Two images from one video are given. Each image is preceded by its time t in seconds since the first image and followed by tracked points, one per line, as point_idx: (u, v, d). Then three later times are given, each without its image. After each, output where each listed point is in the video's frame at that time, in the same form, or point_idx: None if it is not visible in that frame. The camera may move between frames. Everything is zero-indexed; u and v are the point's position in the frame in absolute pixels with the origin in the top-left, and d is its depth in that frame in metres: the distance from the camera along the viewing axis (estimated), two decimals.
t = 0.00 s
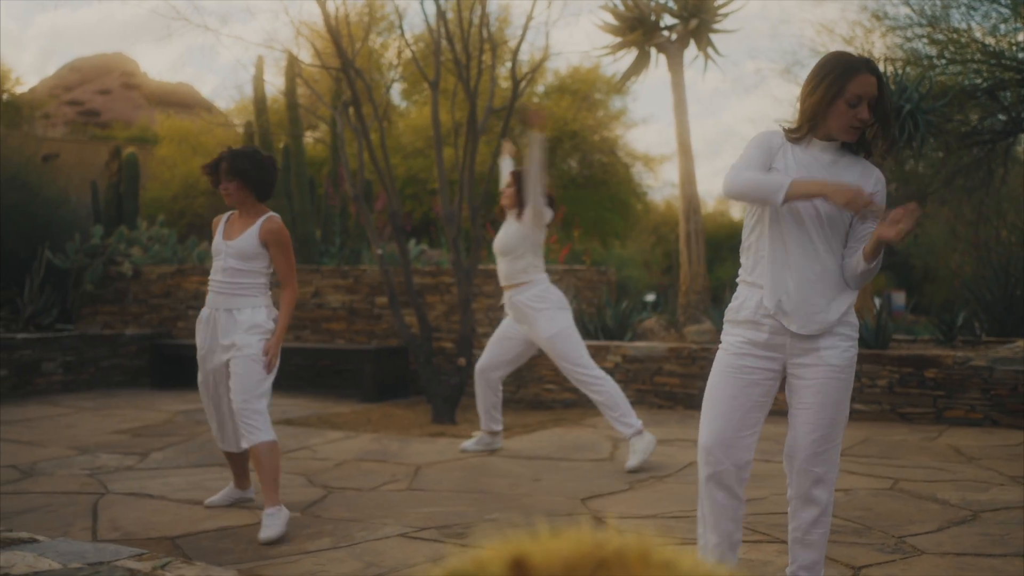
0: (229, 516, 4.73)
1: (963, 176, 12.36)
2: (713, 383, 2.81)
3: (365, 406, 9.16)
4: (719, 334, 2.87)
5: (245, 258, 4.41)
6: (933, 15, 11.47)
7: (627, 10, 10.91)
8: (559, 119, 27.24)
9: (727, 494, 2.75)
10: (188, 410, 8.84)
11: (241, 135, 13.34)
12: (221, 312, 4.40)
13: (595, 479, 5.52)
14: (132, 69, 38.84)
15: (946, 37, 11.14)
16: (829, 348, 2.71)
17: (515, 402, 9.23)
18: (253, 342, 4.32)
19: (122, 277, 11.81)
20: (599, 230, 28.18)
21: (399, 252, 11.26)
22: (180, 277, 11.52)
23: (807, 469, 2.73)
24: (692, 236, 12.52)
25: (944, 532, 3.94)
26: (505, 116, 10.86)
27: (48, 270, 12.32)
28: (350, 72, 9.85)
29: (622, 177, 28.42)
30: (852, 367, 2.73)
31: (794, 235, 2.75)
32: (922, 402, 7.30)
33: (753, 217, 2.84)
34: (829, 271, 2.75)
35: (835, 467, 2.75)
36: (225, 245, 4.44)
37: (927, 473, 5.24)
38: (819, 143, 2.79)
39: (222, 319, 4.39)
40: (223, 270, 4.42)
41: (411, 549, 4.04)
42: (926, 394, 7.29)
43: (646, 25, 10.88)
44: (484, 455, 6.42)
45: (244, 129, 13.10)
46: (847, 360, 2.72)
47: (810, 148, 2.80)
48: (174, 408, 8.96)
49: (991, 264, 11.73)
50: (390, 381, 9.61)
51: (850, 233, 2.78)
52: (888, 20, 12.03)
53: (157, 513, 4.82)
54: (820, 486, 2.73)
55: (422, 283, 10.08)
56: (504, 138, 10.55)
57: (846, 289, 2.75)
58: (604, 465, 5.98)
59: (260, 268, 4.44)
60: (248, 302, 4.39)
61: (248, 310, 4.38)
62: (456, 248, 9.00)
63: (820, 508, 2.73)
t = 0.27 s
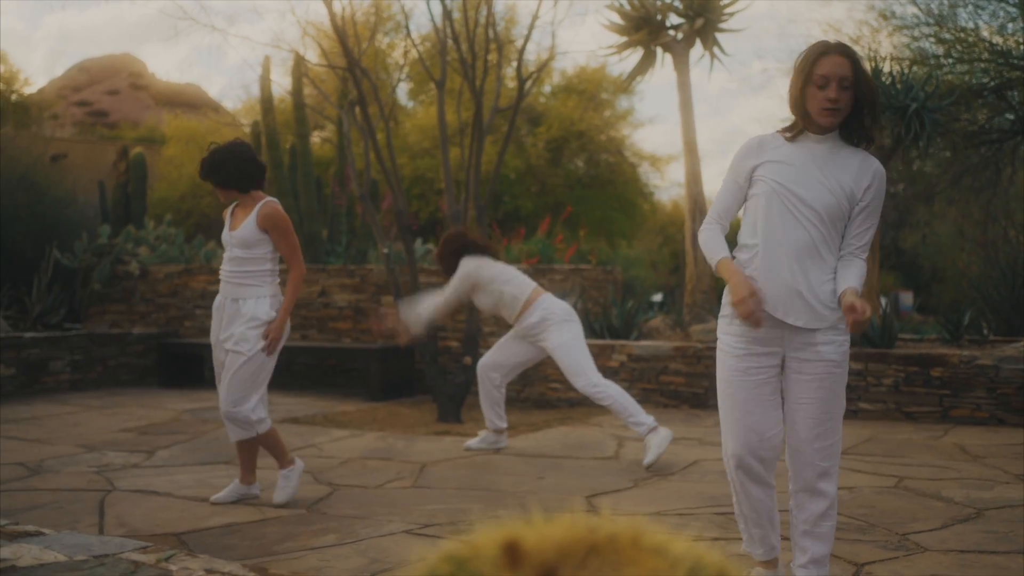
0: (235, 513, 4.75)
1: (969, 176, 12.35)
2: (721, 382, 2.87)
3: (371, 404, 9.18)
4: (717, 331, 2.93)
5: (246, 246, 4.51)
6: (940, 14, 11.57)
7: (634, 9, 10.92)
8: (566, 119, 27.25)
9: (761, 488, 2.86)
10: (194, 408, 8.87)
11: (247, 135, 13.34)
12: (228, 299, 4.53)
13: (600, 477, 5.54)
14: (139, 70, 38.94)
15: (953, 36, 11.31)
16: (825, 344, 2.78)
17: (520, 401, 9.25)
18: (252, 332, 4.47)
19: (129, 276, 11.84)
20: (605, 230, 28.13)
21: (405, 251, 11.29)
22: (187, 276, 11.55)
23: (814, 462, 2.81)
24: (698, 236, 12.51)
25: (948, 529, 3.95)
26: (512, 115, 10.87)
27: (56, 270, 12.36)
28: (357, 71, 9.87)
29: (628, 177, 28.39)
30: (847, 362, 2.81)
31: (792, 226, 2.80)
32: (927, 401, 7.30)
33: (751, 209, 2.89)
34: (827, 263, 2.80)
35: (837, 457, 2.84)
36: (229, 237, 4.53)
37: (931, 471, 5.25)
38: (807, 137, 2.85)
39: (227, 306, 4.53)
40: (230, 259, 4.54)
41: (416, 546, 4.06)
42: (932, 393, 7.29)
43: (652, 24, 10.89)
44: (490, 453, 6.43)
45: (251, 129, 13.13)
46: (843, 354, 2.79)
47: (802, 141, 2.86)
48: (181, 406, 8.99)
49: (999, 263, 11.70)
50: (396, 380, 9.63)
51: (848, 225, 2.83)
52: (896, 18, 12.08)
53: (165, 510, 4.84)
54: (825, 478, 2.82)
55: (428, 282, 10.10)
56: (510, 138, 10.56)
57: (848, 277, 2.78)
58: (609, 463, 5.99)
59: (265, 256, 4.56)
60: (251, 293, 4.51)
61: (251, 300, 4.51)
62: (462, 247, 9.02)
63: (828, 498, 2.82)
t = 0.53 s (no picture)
0: (239, 510, 4.77)
1: (974, 175, 12.35)
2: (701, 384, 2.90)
3: (375, 403, 9.20)
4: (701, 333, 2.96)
5: (269, 248, 4.60)
6: (944, 13, 11.62)
7: (638, 8, 10.92)
8: (571, 118, 27.26)
9: (760, 489, 2.86)
10: (199, 407, 8.89)
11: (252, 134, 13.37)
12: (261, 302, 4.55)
13: (603, 475, 5.55)
14: (145, 69, 39.01)
15: (958, 35, 11.36)
16: (796, 345, 2.74)
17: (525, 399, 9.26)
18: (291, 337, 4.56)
19: (135, 275, 11.88)
20: (610, 229, 28.13)
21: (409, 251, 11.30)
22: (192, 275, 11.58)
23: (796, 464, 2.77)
24: (702, 234, 12.51)
25: (950, 526, 3.95)
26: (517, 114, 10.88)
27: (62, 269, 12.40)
28: (361, 70, 9.88)
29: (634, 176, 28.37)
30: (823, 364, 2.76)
31: (759, 232, 2.80)
32: (931, 399, 7.30)
33: (728, 207, 2.91)
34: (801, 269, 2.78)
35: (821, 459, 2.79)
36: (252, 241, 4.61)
37: (934, 469, 5.25)
38: (777, 136, 2.85)
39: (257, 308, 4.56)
40: (253, 263, 4.61)
41: (419, 543, 4.07)
42: (936, 391, 7.29)
43: (656, 23, 10.90)
44: (493, 451, 6.44)
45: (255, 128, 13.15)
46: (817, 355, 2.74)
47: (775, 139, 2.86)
48: (186, 405, 9.02)
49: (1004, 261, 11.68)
50: (401, 379, 9.65)
51: (822, 226, 2.77)
52: (900, 17, 12.08)
53: (170, 507, 4.87)
54: (808, 480, 2.78)
55: (433, 280, 10.12)
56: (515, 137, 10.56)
57: (820, 289, 2.75)
58: (612, 462, 6.00)
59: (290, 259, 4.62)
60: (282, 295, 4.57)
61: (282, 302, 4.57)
62: (467, 245, 9.03)
63: (813, 499, 2.78)
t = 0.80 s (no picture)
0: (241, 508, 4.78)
1: (978, 174, 12.34)
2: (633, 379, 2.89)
3: (378, 402, 9.21)
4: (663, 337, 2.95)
5: (280, 242, 4.52)
6: (948, 12, 11.67)
7: (641, 8, 10.93)
8: (574, 118, 27.28)
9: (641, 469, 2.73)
10: (202, 406, 8.91)
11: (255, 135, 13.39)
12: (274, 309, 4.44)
13: (605, 473, 5.55)
14: (150, 70, 39.10)
15: (963, 35, 11.42)
16: (737, 354, 2.67)
17: (528, 399, 9.26)
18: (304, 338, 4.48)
19: (138, 275, 11.90)
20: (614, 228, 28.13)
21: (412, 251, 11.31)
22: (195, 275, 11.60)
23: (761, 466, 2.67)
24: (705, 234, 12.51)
25: (951, 524, 3.95)
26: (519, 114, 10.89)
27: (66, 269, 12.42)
28: (365, 70, 9.88)
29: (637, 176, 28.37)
30: (771, 365, 2.67)
31: (690, 238, 2.77)
32: (934, 399, 7.30)
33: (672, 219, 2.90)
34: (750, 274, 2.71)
35: (791, 462, 2.69)
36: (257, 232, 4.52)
37: (935, 468, 5.25)
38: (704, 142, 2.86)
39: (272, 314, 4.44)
40: (257, 259, 4.50)
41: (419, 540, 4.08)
42: (939, 391, 7.29)
43: (659, 23, 10.90)
44: (495, 450, 6.45)
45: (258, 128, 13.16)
46: (762, 361, 2.66)
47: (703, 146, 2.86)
48: (189, 404, 9.03)
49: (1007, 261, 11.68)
50: (404, 378, 9.65)
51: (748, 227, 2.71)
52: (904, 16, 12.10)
53: (172, 505, 4.88)
54: (779, 481, 2.67)
55: (435, 280, 10.13)
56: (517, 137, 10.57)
57: (752, 289, 2.68)
58: (614, 461, 6.00)
59: (295, 255, 4.57)
60: (289, 295, 4.48)
61: (291, 302, 4.47)
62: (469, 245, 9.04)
63: (785, 498, 2.67)
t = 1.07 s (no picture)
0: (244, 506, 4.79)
1: (983, 174, 12.34)
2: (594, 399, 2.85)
3: (382, 401, 9.23)
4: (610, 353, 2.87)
5: (281, 225, 4.37)
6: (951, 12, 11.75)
7: (644, 8, 10.94)
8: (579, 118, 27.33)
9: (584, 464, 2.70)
10: (207, 405, 8.93)
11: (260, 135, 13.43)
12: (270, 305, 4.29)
13: (607, 472, 5.55)
14: (156, 71, 39.22)
15: (967, 34, 11.48)
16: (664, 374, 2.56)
17: (532, 398, 9.27)
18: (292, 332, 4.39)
19: (144, 275, 11.94)
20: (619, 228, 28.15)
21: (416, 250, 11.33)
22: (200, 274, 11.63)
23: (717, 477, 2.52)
24: (709, 233, 12.53)
25: (953, 523, 3.96)
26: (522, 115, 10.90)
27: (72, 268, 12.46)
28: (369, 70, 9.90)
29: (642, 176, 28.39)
30: (700, 378, 2.53)
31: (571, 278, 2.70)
32: (938, 398, 7.30)
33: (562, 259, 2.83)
34: (654, 278, 2.59)
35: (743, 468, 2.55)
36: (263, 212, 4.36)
37: (938, 466, 5.25)
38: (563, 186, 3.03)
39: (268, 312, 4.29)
40: (255, 243, 4.30)
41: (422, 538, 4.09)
42: (942, 390, 7.29)
43: (663, 23, 10.93)
44: (499, 449, 6.46)
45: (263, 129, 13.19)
46: (688, 377, 2.53)
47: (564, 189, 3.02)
48: (194, 403, 9.06)
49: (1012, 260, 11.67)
50: (408, 377, 9.67)
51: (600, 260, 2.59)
52: (907, 16, 12.12)
53: (175, 503, 4.89)
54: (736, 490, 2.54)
55: (439, 279, 10.14)
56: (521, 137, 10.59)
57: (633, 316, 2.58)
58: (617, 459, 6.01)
59: (292, 238, 4.40)
60: (283, 290, 4.34)
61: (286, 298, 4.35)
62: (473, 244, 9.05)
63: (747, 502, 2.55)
